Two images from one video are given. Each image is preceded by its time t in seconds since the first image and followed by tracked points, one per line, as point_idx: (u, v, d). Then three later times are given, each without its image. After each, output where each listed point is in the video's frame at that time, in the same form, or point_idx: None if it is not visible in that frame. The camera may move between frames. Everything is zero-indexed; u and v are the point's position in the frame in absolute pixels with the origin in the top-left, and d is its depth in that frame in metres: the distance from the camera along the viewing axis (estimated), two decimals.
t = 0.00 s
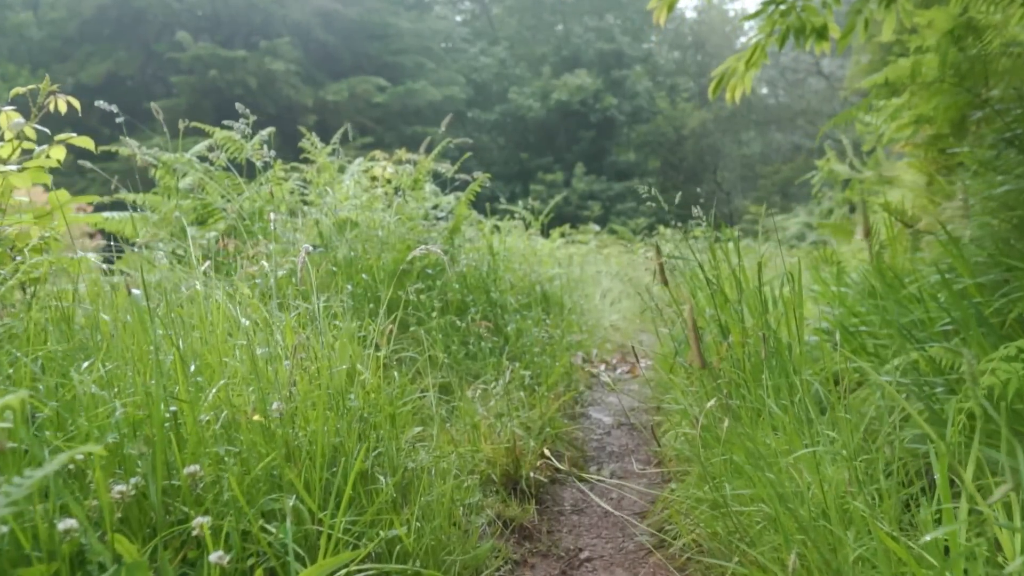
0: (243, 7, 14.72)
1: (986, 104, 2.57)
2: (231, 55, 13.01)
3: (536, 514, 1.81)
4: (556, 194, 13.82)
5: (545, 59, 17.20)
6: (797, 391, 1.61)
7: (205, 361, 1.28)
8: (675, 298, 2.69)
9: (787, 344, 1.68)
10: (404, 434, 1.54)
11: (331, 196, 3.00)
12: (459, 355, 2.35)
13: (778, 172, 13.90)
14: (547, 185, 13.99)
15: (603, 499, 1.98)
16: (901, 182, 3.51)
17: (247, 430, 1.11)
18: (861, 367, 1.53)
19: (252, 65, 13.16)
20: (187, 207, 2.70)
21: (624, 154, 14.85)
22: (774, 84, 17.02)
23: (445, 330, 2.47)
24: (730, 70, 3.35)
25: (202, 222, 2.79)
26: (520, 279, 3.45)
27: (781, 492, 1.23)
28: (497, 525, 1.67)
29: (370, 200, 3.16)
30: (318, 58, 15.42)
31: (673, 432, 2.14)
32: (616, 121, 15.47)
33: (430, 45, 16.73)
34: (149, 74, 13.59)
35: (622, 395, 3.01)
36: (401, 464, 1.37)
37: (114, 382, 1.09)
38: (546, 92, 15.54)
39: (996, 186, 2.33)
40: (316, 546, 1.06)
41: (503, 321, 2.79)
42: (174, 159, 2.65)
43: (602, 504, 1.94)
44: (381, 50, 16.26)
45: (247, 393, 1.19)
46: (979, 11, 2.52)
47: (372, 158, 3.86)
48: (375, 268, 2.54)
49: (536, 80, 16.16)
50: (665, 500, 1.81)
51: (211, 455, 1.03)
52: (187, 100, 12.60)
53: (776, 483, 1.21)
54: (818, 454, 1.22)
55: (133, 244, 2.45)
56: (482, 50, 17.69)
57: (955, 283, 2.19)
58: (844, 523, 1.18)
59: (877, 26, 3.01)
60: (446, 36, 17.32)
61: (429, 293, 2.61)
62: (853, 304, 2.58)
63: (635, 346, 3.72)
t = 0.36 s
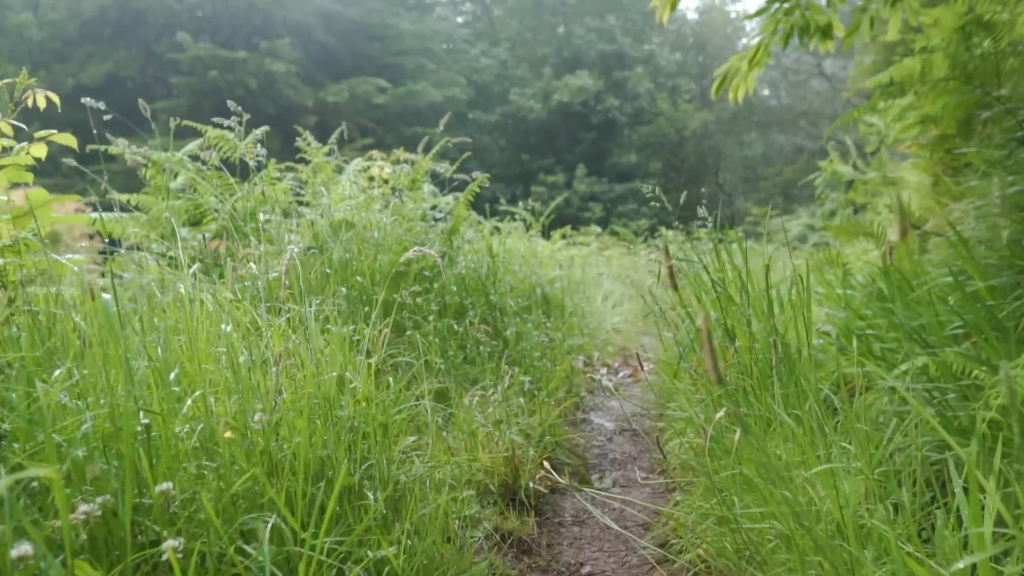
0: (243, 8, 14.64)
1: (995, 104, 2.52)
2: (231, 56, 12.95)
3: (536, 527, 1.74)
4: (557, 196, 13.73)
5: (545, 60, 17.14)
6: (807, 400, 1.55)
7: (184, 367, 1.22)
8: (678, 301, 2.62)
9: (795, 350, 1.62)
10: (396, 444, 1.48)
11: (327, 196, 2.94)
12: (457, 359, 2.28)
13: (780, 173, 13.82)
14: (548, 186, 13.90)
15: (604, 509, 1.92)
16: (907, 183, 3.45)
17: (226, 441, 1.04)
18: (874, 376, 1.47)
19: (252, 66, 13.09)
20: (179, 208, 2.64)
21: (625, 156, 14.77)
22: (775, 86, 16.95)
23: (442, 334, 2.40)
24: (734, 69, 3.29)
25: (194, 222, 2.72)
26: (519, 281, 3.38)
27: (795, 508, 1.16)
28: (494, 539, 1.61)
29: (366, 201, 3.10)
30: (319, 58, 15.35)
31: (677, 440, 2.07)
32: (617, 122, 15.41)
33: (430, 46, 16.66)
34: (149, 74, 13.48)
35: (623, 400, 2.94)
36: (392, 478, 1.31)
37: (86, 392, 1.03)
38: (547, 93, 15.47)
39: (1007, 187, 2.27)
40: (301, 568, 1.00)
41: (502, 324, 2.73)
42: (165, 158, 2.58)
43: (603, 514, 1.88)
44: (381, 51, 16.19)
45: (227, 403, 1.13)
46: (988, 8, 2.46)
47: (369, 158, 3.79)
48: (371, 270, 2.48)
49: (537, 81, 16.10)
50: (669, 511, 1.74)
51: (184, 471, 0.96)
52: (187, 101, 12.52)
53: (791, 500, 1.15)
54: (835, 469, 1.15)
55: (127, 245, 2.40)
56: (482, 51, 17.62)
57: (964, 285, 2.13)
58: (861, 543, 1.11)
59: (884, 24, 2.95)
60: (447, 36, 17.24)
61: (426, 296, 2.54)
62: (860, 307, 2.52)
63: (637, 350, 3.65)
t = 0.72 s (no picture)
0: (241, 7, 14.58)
1: (998, 101, 2.46)
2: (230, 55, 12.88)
3: (533, 535, 1.68)
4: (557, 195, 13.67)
5: (545, 59, 17.06)
6: (815, 405, 1.49)
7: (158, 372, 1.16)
8: (681, 301, 2.55)
9: (803, 354, 1.56)
10: (386, 452, 1.42)
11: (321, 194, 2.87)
12: (452, 361, 2.22)
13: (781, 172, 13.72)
14: (547, 186, 13.86)
15: (606, 515, 1.85)
16: (911, 181, 3.39)
17: (201, 452, 0.98)
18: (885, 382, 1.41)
19: (251, 65, 13.01)
20: (167, 205, 2.57)
21: (625, 155, 14.71)
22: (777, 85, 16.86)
23: (438, 334, 2.34)
24: (734, 66, 3.22)
25: (184, 220, 2.66)
26: (518, 280, 3.32)
27: (806, 520, 1.10)
28: (489, 549, 1.55)
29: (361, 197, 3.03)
30: (318, 58, 15.29)
31: (680, 444, 2.01)
32: (618, 122, 15.37)
33: (430, 45, 16.59)
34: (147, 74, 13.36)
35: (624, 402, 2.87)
36: (381, 489, 1.25)
37: (53, 399, 0.97)
38: (546, 92, 15.42)
39: (1015, 184, 2.21)
40: None
41: (499, 325, 2.66)
42: (153, 154, 2.52)
43: (605, 521, 1.81)
44: (381, 50, 16.13)
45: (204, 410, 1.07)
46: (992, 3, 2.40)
47: (365, 155, 3.72)
48: (363, 270, 2.41)
49: (536, 80, 16.03)
50: (673, 519, 1.67)
51: (152, 484, 0.90)
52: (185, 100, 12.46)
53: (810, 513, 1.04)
54: (850, 480, 1.08)
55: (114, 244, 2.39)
56: (482, 50, 17.54)
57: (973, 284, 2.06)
58: (878, 557, 1.05)
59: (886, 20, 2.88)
60: (446, 36, 17.17)
61: (422, 296, 2.48)
62: (866, 306, 2.46)
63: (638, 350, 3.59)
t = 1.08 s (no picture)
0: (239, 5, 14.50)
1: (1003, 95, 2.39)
2: (226, 54, 12.80)
3: (530, 544, 1.61)
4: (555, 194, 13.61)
5: (544, 57, 16.97)
6: (821, 408, 1.43)
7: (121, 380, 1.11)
8: (682, 299, 2.48)
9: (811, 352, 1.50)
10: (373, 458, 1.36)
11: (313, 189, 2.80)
12: (447, 361, 2.15)
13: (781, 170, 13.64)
14: (546, 184, 13.83)
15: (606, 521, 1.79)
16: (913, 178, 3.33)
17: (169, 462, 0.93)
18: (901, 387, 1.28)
19: (248, 63, 12.94)
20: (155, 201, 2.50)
21: (624, 153, 14.65)
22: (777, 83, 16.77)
23: (432, 334, 2.27)
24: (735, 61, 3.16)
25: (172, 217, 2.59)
26: (516, 278, 3.25)
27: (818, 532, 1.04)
28: (484, 559, 1.49)
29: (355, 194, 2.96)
30: (316, 56, 15.21)
31: (682, 447, 1.94)
32: (617, 120, 15.30)
33: (428, 43, 16.52)
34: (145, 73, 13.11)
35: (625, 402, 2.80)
36: (366, 498, 1.19)
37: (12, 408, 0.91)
38: (545, 91, 15.35)
39: None
40: None
41: (496, 324, 2.59)
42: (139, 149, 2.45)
43: (604, 527, 1.75)
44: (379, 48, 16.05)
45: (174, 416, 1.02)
46: None
47: (360, 151, 3.65)
48: (354, 267, 2.34)
49: (535, 78, 15.96)
50: (675, 526, 1.61)
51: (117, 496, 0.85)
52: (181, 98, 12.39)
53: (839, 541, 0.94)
54: (865, 490, 1.02)
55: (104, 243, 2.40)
56: (480, 48, 17.45)
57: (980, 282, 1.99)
58: (896, 570, 0.99)
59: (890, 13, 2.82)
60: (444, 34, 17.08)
61: (416, 294, 2.41)
62: (871, 304, 2.39)
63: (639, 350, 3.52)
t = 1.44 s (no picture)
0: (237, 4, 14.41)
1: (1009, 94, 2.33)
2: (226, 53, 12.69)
3: (528, 555, 1.55)
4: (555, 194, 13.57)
5: (544, 57, 16.88)
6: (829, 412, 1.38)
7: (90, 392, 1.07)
8: (684, 299, 2.42)
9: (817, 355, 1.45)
10: (362, 467, 1.31)
11: (306, 188, 2.74)
12: (443, 362, 2.09)
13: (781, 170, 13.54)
14: (547, 184, 13.87)
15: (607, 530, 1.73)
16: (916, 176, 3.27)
17: (139, 474, 0.89)
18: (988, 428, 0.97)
19: (247, 63, 12.86)
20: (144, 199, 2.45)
21: (624, 153, 14.59)
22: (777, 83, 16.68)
23: (428, 335, 2.21)
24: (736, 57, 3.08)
25: (162, 215, 2.53)
26: (514, 278, 3.19)
27: (837, 553, 0.99)
28: (479, 572, 1.44)
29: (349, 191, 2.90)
30: (315, 56, 15.14)
31: (685, 452, 1.88)
32: (616, 120, 15.24)
33: (427, 43, 16.45)
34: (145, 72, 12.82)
35: (625, 403, 2.74)
36: (355, 512, 1.14)
37: None
38: (545, 91, 15.29)
39: None
40: None
41: (493, 324, 2.53)
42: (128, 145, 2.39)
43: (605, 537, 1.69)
44: (378, 48, 15.97)
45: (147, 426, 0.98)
46: None
47: (356, 148, 3.59)
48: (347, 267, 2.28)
49: (535, 78, 15.90)
50: (682, 537, 1.54)
51: (79, 511, 0.82)
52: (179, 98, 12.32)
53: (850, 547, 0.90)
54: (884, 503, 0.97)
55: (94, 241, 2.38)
56: (479, 48, 17.37)
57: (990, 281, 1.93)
58: None
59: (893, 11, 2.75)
60: (443, 33, 16.98)
61: (411, 295, 2.35)
62: (877, 305, 2.33)
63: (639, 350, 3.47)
